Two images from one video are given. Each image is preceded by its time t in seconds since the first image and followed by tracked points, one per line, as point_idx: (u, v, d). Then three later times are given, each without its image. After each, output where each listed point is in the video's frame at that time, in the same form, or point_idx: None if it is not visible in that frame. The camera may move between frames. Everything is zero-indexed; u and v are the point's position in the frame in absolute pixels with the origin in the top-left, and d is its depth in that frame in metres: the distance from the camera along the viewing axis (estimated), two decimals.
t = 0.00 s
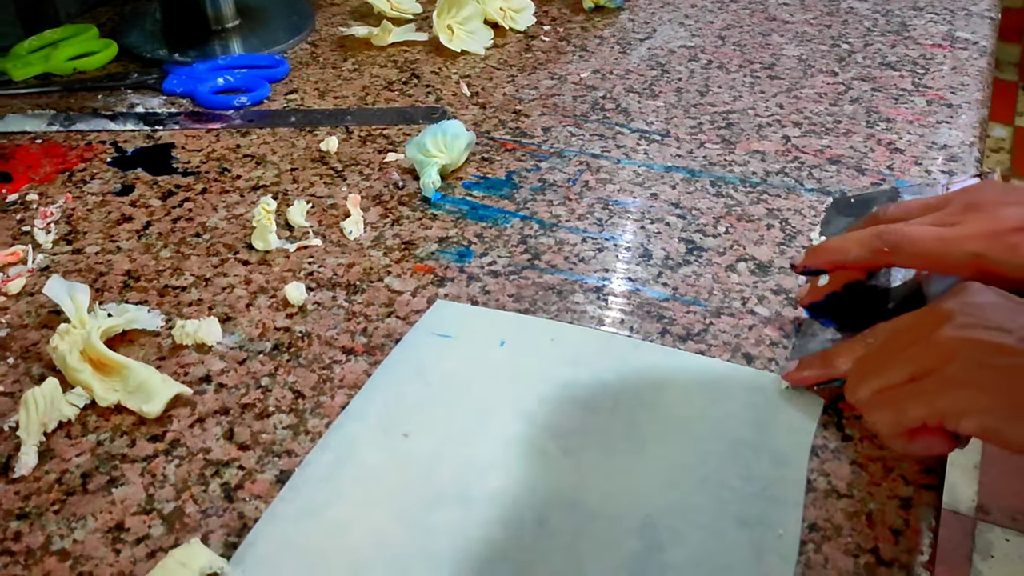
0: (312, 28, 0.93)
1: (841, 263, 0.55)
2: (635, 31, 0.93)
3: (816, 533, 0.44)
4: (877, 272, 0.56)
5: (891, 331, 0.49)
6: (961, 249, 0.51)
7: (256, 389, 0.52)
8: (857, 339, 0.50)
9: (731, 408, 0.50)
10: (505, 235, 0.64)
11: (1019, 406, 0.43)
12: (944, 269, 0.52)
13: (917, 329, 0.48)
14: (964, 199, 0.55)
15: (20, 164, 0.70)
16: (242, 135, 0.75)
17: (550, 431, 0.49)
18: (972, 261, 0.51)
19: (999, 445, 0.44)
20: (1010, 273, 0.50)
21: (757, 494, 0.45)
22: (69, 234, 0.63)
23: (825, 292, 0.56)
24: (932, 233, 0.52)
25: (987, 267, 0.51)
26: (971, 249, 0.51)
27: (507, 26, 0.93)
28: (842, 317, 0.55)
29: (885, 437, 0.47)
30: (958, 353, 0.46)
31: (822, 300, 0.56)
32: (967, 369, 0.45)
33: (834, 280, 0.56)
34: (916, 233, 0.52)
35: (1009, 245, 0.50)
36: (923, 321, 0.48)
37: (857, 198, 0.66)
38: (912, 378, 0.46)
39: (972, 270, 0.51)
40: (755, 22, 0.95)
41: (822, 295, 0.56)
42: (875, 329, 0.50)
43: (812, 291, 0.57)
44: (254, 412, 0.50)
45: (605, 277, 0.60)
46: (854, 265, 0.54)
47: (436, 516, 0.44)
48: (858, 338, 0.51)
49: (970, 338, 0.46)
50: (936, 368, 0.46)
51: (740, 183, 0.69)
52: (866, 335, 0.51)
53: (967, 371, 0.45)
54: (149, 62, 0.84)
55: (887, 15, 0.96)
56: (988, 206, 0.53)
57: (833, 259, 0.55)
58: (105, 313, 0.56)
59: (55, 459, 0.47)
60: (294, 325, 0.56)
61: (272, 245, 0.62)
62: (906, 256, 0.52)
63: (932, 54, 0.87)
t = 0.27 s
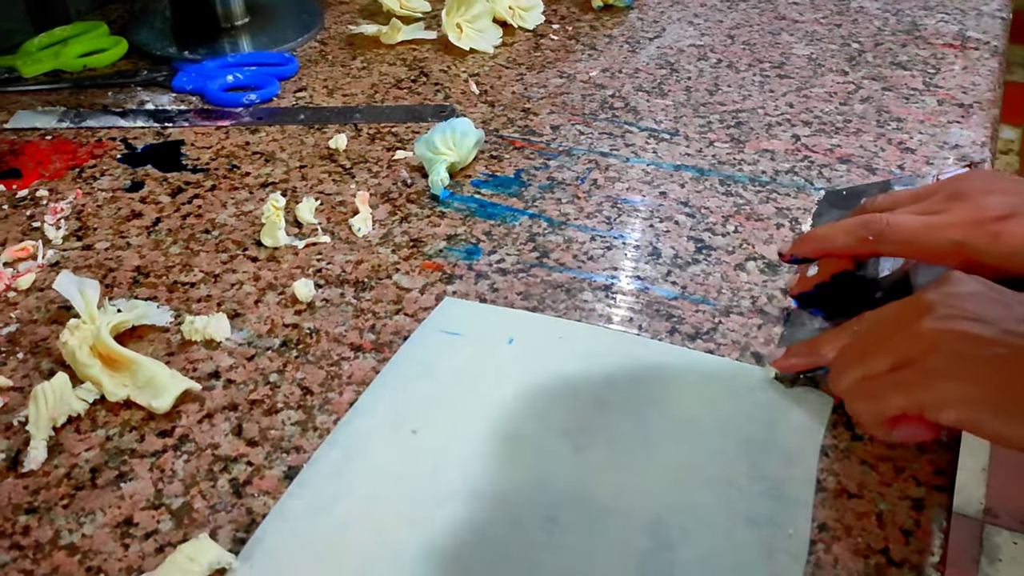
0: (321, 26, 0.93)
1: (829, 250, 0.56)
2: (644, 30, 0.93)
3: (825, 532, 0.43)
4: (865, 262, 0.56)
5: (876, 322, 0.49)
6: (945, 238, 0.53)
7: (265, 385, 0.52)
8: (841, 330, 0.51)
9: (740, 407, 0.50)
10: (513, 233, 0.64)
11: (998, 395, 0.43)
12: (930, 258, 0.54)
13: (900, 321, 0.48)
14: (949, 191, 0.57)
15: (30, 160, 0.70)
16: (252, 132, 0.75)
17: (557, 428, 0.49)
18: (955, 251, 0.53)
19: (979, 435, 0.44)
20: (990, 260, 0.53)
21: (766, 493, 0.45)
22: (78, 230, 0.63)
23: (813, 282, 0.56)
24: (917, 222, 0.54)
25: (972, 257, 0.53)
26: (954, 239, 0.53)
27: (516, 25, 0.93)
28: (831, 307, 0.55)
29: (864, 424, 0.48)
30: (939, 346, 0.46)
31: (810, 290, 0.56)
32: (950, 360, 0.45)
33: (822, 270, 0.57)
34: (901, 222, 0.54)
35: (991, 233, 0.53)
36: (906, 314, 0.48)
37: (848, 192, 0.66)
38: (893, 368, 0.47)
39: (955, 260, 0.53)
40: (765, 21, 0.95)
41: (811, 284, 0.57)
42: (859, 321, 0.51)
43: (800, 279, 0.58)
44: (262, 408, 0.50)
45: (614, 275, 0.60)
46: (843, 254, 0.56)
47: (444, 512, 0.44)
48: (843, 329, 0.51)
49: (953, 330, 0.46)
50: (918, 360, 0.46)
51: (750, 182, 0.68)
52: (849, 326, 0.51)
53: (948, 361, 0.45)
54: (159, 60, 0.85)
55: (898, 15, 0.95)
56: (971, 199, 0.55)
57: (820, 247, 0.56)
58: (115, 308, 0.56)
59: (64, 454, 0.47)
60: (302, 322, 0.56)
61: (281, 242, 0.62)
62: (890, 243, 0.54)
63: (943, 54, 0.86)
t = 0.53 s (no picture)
0: (330, 24, 0.93)
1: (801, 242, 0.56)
2: (654, 28, 0.92)
3: (834, 533, 0.43)
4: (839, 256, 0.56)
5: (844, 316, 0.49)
6: (916, 230, 0.54)
7: (269, 380, 0.51)
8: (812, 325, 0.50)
9: (748, 406, 0.49)
10: (520, 230, 0.63)
11: (964, 382, 0.43)
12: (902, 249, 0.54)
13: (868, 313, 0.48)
14: (923, 181, 0.58)
15: (37, 155, 0.70)
16: (259, 128, 0.75)
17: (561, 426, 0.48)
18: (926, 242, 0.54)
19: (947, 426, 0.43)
20: (961, 252, 0.53)
21: (774, 494, 0.44)
22: (85, 224, 0.63)
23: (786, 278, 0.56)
24: (890, 213, 0.55)
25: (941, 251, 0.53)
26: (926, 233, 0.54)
27: (524, 23, 0.92)
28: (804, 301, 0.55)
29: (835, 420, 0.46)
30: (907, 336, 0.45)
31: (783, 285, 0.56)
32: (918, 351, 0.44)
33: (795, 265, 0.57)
34: (873, 213, 0.55)
35: (962, 225, 0.53)
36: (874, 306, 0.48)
37: (824, 185, 0.66)
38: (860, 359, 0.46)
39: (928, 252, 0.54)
40: (776, 19, 0.94)
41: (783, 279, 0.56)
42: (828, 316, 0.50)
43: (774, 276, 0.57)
44: (266, 404, 0.50)
45: (621, 273, 0.59)
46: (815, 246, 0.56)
47: (446, 511, 0.44)
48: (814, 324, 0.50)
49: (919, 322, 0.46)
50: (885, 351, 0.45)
51: (759, 181, 0.68)
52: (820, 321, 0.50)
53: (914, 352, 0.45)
54: (168, 56, 0.85)
55: (910, 14, 0.94)
56: (942, 189, 0.56)
57: (791, 239, 0.57)
58: (120, 303, 0.56)
59: (67, 448, 0.47)
60: (307, 318, 0.56)
61: (287, 238, 0.62)
62: (861, 234, 0.54)
63: (956, 53, 0.85)
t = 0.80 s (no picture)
0: (338, 24, 0.93)
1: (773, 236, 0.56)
2: (662, 29, 0.92)
3: (840, 536, 0.42)
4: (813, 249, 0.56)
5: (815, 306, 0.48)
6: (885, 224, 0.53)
7: (275, 378, 0.51)
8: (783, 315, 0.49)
9: (755, 407, 0.49)
10: (527, 230, 0.63)
11: (931, 377, 0.42)
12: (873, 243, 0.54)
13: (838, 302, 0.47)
14: (895, 174, 0.58)
15: (48, 153, 0.71)
16: (267, 128, 0.75)
17: (567, 425, 0.48)
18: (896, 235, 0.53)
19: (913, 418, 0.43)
20: (933, 246, 0.53)
21: (780, 495, 0.44)
22: (94, 222, 0.64)
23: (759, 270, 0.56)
24: (859, 207, 0.55)
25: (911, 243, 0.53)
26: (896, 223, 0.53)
27: (533, 24, 0.93)
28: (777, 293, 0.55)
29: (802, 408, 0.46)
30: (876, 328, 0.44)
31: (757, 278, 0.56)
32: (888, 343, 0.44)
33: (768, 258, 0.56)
34: (843, 206, 0.55)
35: (930, 219, 0.53)
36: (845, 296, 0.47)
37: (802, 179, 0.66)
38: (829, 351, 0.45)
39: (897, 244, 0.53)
40: (785, 21, 0.94)
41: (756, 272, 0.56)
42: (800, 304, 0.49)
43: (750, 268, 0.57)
44: (273, 402, 0.50)
45: (628, 273, 0.59)
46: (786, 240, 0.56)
47: (452, 510, 0.44)
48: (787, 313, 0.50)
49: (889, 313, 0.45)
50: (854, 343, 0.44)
51: (767, 182, 0.68)
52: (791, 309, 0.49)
53: (884, 344, 0.44)
54: (177, 56, 0.85)
55: (920, 15, 0.94)
56: (913, 182, 0.56)
57: (763, 233, 0.57)
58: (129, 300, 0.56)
59: (75, 444, 0.47)
60: (314, 317, 0.56)
61: (294, 237, 0.62)
62: (833, 227, 0.54)
63: (966, 55, 0.85)
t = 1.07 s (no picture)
0: (347, 28, 0.93)
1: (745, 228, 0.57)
2: (669, 34, 0.92)
3: (845, 542, 0.43)
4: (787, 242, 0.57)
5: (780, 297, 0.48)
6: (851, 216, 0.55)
7: (283, 381, 0.52)
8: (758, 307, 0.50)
9: (760, 412, 0.49)
10: (533, 235, 0.63)
11: (885, 369, 0.42)
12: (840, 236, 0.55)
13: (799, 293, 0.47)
14: (862, 168, 0.59)
15: (58, 156, 0.71)
16: (276, 131, 0.75)
17: (572, 429, 0.49)
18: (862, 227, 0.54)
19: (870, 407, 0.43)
20: (896, 238, 0.54)
21: (786, 501, 0.44)
22: (104, 225, 0.64)
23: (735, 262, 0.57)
24: (826, 198, 0.56)
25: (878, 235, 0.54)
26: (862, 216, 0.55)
27: (540, 28, 0.93)
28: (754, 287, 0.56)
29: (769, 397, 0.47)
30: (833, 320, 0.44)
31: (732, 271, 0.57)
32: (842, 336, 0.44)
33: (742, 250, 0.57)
34: (812, 198, 0.55)
35: (894, 211, 0.54)
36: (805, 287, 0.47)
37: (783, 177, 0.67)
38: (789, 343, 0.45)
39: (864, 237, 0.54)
40: (792, 26, 0.94)
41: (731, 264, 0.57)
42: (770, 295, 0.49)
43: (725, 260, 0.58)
44: (280, 404, 0.50)
45: (635, 278, 0.59)
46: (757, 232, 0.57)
47: (457, 513, 0.44)
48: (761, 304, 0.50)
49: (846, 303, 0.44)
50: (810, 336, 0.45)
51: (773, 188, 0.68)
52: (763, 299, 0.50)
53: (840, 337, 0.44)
54: (187, 59, 0.86)
55: (928, 21, 0.94)
56: (879, 174, 0.57)
57: (735, 225, 0.57)
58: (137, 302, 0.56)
59: (84, 445, 0.48)
60: (321, 320, 0.56)
61: (302, 240, 0.62)
62: (800, 219, 0.55)
63: (973, 61, 0.85)
